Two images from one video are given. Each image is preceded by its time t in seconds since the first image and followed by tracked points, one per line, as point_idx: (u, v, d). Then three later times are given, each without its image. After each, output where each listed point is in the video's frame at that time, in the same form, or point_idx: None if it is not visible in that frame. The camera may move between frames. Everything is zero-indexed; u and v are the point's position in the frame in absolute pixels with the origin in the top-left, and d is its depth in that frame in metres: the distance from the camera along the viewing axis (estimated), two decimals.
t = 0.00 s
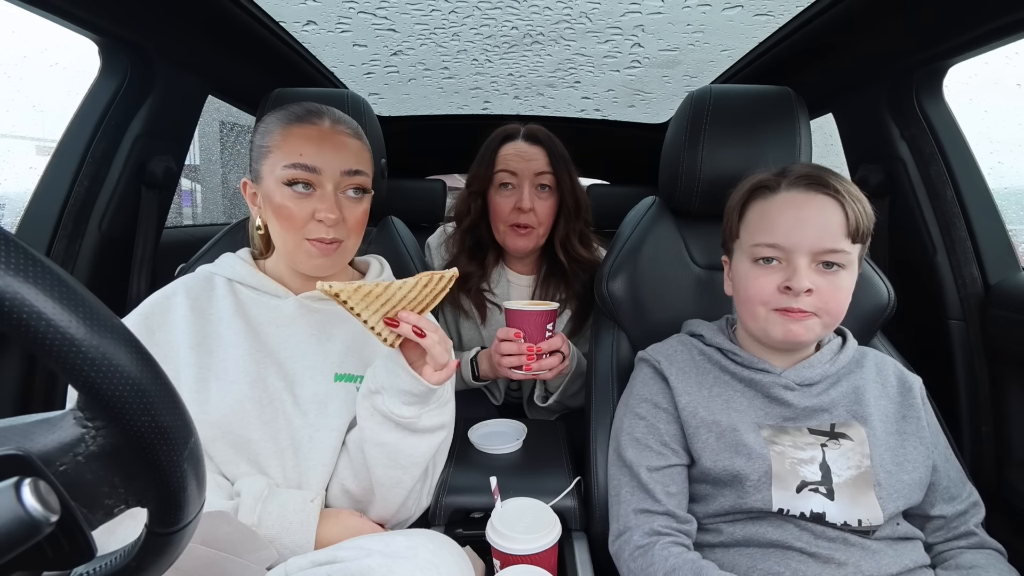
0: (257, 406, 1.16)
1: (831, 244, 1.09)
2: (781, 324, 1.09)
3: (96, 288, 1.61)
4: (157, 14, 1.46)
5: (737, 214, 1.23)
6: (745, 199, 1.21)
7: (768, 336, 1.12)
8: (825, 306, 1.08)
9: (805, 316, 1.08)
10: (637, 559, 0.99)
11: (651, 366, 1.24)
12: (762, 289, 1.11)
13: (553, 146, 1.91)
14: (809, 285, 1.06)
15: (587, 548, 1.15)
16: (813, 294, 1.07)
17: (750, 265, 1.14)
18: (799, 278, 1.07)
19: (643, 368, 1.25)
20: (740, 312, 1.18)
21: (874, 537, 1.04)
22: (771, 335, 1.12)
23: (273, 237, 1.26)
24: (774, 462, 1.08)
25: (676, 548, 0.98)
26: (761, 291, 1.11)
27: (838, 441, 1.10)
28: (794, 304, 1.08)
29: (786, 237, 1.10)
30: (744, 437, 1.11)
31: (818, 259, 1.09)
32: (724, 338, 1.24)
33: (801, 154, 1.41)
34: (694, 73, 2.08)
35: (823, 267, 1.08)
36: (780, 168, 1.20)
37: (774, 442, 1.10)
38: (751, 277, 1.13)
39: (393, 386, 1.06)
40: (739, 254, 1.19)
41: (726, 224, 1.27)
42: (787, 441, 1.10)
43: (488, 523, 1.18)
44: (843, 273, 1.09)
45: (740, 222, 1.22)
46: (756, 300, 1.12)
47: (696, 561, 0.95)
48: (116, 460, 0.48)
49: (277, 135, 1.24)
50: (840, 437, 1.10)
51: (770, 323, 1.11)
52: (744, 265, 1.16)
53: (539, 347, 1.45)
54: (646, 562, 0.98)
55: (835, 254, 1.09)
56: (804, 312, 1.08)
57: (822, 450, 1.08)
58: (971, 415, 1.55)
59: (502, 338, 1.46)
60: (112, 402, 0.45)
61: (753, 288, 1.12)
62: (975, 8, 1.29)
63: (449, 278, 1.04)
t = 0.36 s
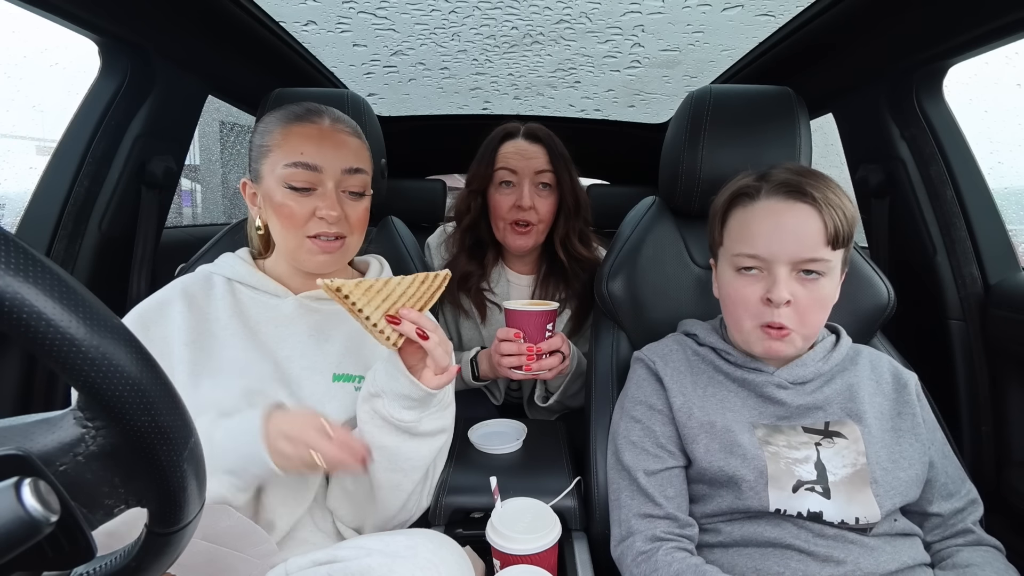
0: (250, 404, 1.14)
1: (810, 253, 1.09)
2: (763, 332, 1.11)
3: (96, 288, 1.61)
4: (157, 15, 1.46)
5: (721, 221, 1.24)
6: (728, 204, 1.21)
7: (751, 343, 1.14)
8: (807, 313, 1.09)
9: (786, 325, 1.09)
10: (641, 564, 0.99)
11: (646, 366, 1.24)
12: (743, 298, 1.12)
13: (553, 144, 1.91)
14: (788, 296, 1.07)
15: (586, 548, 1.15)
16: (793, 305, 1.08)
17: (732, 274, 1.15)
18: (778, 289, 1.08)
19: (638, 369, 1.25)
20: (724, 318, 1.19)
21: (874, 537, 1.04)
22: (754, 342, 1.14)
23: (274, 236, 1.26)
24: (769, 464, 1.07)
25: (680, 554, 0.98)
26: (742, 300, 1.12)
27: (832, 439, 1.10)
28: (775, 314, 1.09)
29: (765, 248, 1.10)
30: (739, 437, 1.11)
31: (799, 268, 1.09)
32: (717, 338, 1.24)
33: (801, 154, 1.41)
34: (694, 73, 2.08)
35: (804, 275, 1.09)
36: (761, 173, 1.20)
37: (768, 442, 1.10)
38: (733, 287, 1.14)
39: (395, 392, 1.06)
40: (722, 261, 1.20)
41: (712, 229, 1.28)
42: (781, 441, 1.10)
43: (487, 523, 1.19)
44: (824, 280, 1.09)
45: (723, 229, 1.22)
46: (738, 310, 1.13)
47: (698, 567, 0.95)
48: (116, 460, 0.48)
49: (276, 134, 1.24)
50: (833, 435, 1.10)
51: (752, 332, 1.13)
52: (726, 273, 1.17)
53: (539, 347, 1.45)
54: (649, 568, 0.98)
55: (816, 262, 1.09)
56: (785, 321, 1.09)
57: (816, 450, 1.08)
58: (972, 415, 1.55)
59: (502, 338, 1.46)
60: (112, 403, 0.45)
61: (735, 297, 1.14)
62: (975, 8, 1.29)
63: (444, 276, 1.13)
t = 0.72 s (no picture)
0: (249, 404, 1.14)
1: (803, 254, 1.09)
2: (758, 333, 1.11)
3: (96, 288, 1.61)
4: (157, 15, 1.46)
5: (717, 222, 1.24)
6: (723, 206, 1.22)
7: (747, 344, 1.14)
8: (802, 314, 1.09)
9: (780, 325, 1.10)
10: (640, 565, 0.99)
11: (645, 366, 1.25)
12: (738, 299, 1.12)
13: (553, 143, 1.91)
14: (782, 296, 1.07)
15: (586, 548, 1.15)
16: (787, 305, 1.08)
17: (727, 275, 1.15)
18: (772, 290, 1.08)
19: (637, 368, 1.25)
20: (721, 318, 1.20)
21: (874, 537, 1.04)
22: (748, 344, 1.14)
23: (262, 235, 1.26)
24: (769, 463, 1.07)
25: (680, 554, 0.98)
26: (737, 301, 1.13)
27: (832, 438, 1.10)
28: (770, 314, 1.09)
29: (759, 249, 1.10)
30: (738, 436, 1.11)
31: (792, 269, 1.09)
32: (717, 337, 1.24)
33: (801, 154, 1.41)
34: (694, 73, 2.08)
35: (797, 276, 1.09)
36: (758, 174, 1.21)
37: (769, 441, 1.10)
38: (728, 288, 1.14)
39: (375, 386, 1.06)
40: (718, 262, 1.20)
41: (710, 229, 1.28)
42: (781, 440, 1.10)
43: (487, 523, 1.19)
44: (818, 281, 1.09)
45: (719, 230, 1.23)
46: (733, 310, 1.14)
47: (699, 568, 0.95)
48: (116, 460, 0.48)
49: (256, 133, 1.24)
50: (833, 433, 1.10)
51: (747, 333, 1.13)
52: (722, 274, 1.17)
53: (539, 347, 1.45)
54: (649, 569, 0.98)
55: (809, 263, 1.09)
56: (779, 322, 1.09)
57: (816, 447, 1.09)
58: (971, 415, 1.55)
59: (502, 338, 1.46)
60: (112, 402, 0.45)
61: (730, 298, 1.14)
62: (976, 8, 1.29)
63: (399, 268, 1.06)
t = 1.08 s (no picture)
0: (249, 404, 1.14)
1: (798, 247, 1.09)
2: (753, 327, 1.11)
3: (96, 288, 1.61)
4: (157, 15, 1.46)
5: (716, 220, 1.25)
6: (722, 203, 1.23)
7: (743, 339, 1.14)
8: (797, 308, 1.08)
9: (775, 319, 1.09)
10: (641, 566, 0.99)
11: (646, 365, 1.25)
12: (734, 293, 1.12)
13: (554, 143, 1.91)
14: (778, 288, 1.07)
15: (587, 548, 1.15)
16: (782, 298, 1.08)
17: (723, 269, 1.15)
18: (767, 282, 1.08)
19: (637, 368, 1.25)
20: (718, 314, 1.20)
21: (874, 537, 1.04)
22: (745, 339, 1.13)
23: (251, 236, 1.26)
24: (769, 463, 1.07)
25: (681, 554, 0.98)
26: (734, 295, 1.12)
27: (833, 438, 1.10)
28: (765, 307, 1.09)
29: (755, 242, 1.11)
30: (739, 436, 1.11)
31: (787, 262, 1.09)
32: (717, 337, 1.24)
33: (801, 155, 1.41)
34: (694, 73, 2.08)
35: (792, 269, 1.09)
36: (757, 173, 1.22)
37: (769, 441, 1.10)
38: (724, 282, 1.14)
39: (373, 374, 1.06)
40: (715, 259, 1.20)
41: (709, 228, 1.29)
42: (781, 440, 1.10)
43: (487, 523, 1.19)
44: (814, 275, 1.09)
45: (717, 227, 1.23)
46: (730, 305, 1.13)
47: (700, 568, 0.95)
48: (116, 460, 0.48)
49: (237, 134, 1.23)
50: (834, 433, 1.10)
51: (743, 327, 1.12)
52: (719, 269, 1.17)
53: (539, 347, 1.45)
54: (649, 569, 0.98)
55: (803, 256, 1.09)
56: (774, 315, 1.09)
57: (817, 447, 1.09)
58: (971, 415, 1.55)
59: (502, 338, 1.46)
60: (112, 402, 0.45)
61: (726, 292, 1.14)
62: (976, 9, 1.29)
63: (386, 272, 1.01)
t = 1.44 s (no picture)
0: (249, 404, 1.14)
1: (801, 245, 1.09)
2: (755, 326, 1.10)
3: (96, 287, 1.61)
4: (156, 15, 1.46)
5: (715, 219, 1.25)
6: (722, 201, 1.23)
7: (744, 339, 1.13)
8: (799, 307, 1.08)
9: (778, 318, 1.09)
10: (642, 566, 0.99)
11: (646, 366, 1.25)
12: (736, 291, 1.12)
13: (554, 143, 1.92)
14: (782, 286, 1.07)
15: (587, 548, 1.15)
16: (785, 296, 1.08)
17: (725, 268, 1.15)
18: (771, 280, 1.08)
19: (638, 369, 1.26)
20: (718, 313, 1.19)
21: (874, 537, 1.04)
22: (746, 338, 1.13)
23: (262, 236, 1.24)
24: (769, 464, 1.07)
25: (681, 554, 0.98)
26: (736, 293, 1.12)
27: (832, 438, 1.10)
28: (768, 305, 1.09)
29: (758, 240, 1.11)
30: (739, 437, 1.11)
31: (791, 260, 1.09)
32: (716, 338, 1.24)
33: (801, 155, 1.41)
34: (693, 73, 2.08)
35: (796, 267, 1.09)
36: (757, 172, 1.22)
37: (769, 441, 1.10)
38: (726, 280, 1.14)
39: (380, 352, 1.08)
40: (716, 257, 1.20)
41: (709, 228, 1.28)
42: (781, 441, 1.10)
43: (488, 523, 1.19)
44: (817, 273, 1.09)
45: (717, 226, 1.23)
46: (732, 303, 1.13)
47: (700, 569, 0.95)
48: (117, 460, 0.48)
49: (249, 132, 1.21)
50: (833, 434, 1.10)
51: (745, 327, 1.12)
52: (720, 268, 1.17)
53: (539, 347, 1.45)
54: (650, 570, 0.98)
55: (807, 254, 1.09)
56: (777, 315, 1.09)
57: (816, 448, 1.09)
58: (971, 415, 1.55)
59: (502, 338, 1.46)
60: (112, 402, 0.45)
61: (728, 291, 1.14)
62: (976, 9, 1.29)
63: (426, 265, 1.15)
